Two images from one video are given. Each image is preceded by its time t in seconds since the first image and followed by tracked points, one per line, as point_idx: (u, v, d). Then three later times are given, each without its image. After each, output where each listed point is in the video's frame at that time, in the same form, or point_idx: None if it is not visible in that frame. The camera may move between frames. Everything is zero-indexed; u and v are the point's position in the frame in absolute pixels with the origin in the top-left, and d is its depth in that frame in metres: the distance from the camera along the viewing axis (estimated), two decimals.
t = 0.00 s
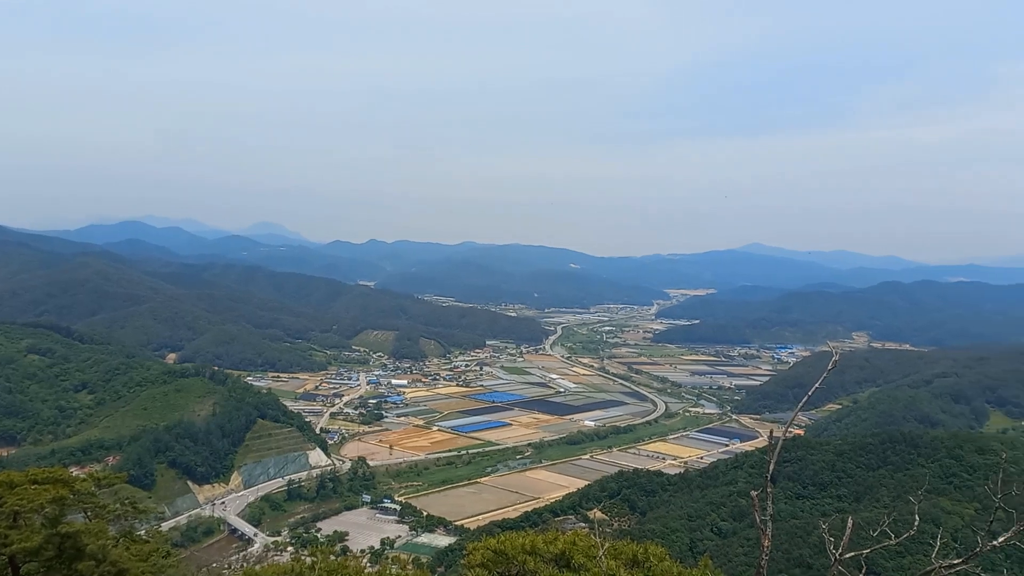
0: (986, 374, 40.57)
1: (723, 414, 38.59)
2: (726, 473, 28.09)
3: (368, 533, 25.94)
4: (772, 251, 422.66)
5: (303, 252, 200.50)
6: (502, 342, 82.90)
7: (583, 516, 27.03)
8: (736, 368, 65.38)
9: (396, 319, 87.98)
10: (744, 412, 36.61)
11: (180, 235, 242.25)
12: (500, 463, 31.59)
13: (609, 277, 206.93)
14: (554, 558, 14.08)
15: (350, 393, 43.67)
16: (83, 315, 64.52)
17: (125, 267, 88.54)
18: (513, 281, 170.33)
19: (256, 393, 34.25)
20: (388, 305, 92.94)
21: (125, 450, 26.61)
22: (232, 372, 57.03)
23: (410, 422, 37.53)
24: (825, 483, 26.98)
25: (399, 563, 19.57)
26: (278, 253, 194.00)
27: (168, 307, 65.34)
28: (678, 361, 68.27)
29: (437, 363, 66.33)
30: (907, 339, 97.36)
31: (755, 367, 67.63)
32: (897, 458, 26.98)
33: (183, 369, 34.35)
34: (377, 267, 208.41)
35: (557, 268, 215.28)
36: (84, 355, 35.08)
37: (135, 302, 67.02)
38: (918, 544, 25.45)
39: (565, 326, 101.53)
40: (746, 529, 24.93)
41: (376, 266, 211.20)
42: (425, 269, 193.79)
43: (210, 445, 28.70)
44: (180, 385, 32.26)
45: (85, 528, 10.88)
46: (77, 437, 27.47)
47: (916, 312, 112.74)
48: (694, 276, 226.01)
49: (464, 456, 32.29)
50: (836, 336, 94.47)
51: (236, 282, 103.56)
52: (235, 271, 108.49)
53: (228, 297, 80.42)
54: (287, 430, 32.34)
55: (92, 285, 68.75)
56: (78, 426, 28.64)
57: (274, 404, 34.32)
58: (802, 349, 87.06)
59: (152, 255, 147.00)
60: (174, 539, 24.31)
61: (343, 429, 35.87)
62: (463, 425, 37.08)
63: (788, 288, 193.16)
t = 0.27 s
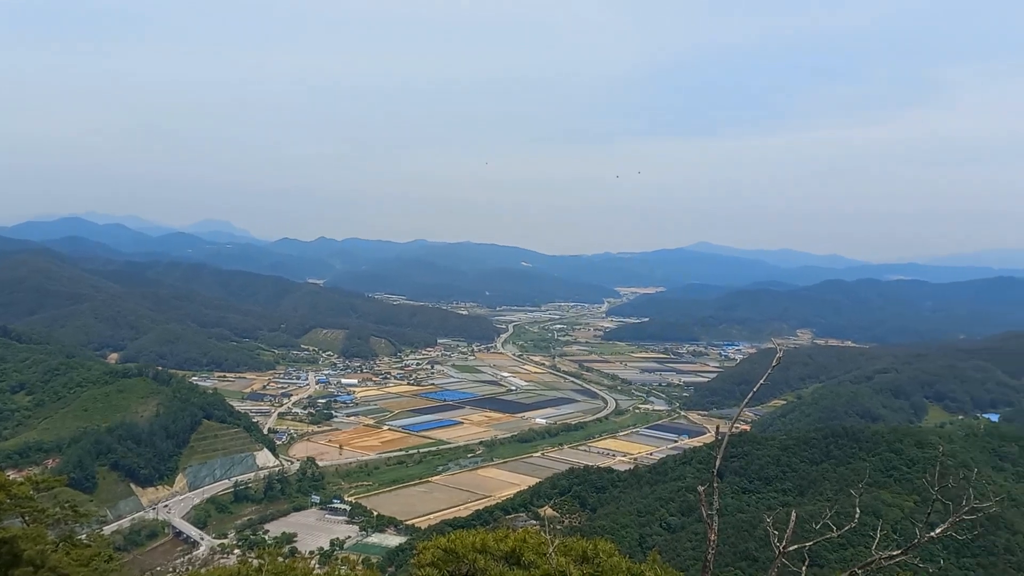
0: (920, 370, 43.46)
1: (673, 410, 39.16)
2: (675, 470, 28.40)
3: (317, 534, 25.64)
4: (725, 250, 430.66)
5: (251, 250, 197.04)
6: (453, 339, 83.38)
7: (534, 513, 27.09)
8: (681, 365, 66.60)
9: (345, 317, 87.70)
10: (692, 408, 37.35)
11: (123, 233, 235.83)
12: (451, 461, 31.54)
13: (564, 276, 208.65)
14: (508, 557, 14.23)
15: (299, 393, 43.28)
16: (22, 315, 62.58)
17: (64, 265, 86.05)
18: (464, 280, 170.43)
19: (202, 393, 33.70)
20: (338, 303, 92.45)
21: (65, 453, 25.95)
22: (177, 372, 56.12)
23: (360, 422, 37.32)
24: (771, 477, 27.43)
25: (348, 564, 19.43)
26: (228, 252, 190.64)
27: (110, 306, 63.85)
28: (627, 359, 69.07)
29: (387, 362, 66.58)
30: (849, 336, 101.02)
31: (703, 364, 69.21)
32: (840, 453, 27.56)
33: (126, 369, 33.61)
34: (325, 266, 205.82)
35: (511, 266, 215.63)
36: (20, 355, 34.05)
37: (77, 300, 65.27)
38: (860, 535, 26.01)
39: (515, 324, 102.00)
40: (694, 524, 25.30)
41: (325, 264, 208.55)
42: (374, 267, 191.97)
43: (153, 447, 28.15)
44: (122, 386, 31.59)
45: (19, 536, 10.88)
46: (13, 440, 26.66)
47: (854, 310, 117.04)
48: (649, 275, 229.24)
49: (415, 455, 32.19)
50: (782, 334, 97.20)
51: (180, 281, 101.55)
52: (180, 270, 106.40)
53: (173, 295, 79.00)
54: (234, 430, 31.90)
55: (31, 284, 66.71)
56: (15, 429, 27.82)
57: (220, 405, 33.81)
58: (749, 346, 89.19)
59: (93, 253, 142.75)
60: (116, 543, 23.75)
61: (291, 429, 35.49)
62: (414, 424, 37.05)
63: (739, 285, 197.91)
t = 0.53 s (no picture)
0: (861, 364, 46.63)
1: (622, 407, 39.77)
2: (624, 465, 28.57)
3: (264, 536, 25.26)
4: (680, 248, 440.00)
5: (194, 249, 193.63)
6: (402, 338, 84.05)
7: (484, 511, 27.07)
8: (627, 362, 68.11)
9: (292, 315, 87.52)
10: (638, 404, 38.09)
11: (62, 229, 228.99)
12: (401, 461, 31.46)
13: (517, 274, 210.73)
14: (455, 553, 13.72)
15: (245, 393, 42.94)
16: None
17: None
18: (415, 278, 171.11)
19: (144, 394, 33.07)
20: (286, 302, 92.01)
21: None
22: (118, 373, 55.16)
23: (308, 422, 37.08)
24: (717, 471, 27.80)
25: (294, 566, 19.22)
26: (175, 250, 187.18)
27: (47, 305, 62.34)
28: (576, 356, 70.08)
29: (336, 361, 67.51)
30: (792, 333, 105.16)
31: (650, 360, 70.92)
32: (784, 446, 28.03)
33: (64, 370, 32.78)
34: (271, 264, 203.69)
35: (464, 264, 216.49)
36: None
37: (13, 299, 63.44)
38: (803, 527, 26.44)
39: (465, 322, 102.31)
40: (642, 519, 25.54)
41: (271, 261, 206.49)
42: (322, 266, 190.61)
43: (94, 449, 27.54)
44: (60, 387, 30.79)
45: None
46: None
47: (792, 306, 122.05)
48: (603, 274, 233.27)
49: (363, 455, 32.04)
50: (728, 331, 100.52)
51: (121, 278, 99.50)
52: (122, 267, 104.31)
53: (115, 294, 77.52)
54: (177, 432, 31.39)
55: None
56: None
57: (164, 406, 33.23)
58: (696, 343, 91.64)
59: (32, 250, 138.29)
60: (54, 548, 23.13)
61: (237, 429, 35.08)
62: (363, 423, 36.99)
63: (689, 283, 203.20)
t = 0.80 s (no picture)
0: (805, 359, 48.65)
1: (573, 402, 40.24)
2: (575, 461, 28.64)
3: (211, 538, 24.80)
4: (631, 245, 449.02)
5: (138, 247, 189.04)
6: (352, 336, 84.56)
7: (435, 509, 26.97)
8: (575, 358, 69.43)
9: (240, 314, 86.99)
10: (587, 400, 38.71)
11: None
12: (351, 459, 31.33)
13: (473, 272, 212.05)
14: (403, 552, 12.52)
15: (190, 393, 42.54)
16: None
17: None
18: (367, 276, 170.96)
19: (86, 395, 32.40)
20: (233, 300, 91.19)
21: None
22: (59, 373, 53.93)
23: (256, 422, 36.74)
24: (667, 465, 28.10)
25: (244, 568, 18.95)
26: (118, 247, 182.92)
27: None
28: (528, 353, 71.24)
29: (285, 359, 67.60)
30: (739, 328, 109.07)
31: (600, 356, 72.35)
32: (731, 440, 28.47)
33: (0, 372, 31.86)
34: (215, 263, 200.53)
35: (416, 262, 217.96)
36: None
37: None
38: (750, 519, 26.83)
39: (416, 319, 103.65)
40: (593, 513, 25.73)
41: (217, 260, 203.24)
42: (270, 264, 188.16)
43: (33, 451, 26.93)
44: None
45: None
46: None
47: (734, 302, 127.30)
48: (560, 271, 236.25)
49: (313, 455, 31.83)
50: (676, 327, 103.79)
51: (60, 275, 97.05)
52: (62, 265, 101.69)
53: (55, 292, 75.75)
54: (121, 432, 30.85)
55: None
56: None
57: (106, 407, 32.61)
58: (646, 339, 94.34)
59: None
60: None
61: (183, 429, 34.64)
62: (312, 422, 36.81)
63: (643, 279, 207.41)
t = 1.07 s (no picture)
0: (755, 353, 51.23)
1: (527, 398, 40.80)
2: (529, 456, 28.72)
3: (159, 539, 24.36)
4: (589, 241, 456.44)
5: (80, 244, 183.74)
6: (304, 334, 84.95)
7: (388, 507, 26.88)
8: (527, 354, 70.50)
9: (189, 311, 86.25)
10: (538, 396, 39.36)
11: None
12: (303, 458, 31.19)
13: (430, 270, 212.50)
14: (355, 551, 10.56)
15: (136, 392, 42.13)
16: None
17: None
18: (320, 274, 170.24)
19: (27, 395, 31.61)
20: (181, 298, 90.09)
21: None
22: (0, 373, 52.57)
23: (205, 421, 36.38)
24: (619, 459, 28.38)
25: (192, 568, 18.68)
26: (60, 243, 178.55)
27: None
28: (483, 349, 73.47)
29: (234, 357, 67.47)
30: (690, 323, 112.83)
31: (554, 353, 73.62)
32: (682, 433, 28.86)
33: None
34: (161, 262, 196.42)
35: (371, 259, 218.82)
36: None
37: None
38: (701, 511, 27.18)
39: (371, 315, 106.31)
40: (546, 508, 25.89)
41: (164, 259, 199.09)
42: (217, 262, 184.66)
43: None
44: None
45: None
46: None
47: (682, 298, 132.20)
48: (518, 269, 238.59)
49: (264, 454, 31.60)
50: (629, 323, 107.02)
51: None
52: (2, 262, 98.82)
53: None
54: (65, 434, 30.19)
55: None
56: None
57: (49, 408, 31.89)
58: (599, 335, 97.77)
59: None
60: None
61: (129, 430, 34.10)
62: (264, 421, 36.65)
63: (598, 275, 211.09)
